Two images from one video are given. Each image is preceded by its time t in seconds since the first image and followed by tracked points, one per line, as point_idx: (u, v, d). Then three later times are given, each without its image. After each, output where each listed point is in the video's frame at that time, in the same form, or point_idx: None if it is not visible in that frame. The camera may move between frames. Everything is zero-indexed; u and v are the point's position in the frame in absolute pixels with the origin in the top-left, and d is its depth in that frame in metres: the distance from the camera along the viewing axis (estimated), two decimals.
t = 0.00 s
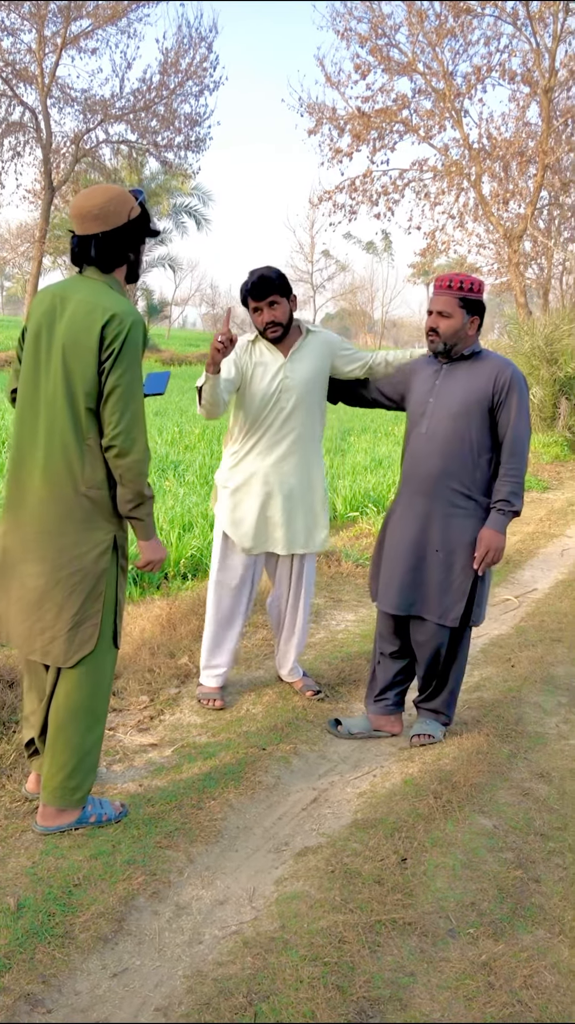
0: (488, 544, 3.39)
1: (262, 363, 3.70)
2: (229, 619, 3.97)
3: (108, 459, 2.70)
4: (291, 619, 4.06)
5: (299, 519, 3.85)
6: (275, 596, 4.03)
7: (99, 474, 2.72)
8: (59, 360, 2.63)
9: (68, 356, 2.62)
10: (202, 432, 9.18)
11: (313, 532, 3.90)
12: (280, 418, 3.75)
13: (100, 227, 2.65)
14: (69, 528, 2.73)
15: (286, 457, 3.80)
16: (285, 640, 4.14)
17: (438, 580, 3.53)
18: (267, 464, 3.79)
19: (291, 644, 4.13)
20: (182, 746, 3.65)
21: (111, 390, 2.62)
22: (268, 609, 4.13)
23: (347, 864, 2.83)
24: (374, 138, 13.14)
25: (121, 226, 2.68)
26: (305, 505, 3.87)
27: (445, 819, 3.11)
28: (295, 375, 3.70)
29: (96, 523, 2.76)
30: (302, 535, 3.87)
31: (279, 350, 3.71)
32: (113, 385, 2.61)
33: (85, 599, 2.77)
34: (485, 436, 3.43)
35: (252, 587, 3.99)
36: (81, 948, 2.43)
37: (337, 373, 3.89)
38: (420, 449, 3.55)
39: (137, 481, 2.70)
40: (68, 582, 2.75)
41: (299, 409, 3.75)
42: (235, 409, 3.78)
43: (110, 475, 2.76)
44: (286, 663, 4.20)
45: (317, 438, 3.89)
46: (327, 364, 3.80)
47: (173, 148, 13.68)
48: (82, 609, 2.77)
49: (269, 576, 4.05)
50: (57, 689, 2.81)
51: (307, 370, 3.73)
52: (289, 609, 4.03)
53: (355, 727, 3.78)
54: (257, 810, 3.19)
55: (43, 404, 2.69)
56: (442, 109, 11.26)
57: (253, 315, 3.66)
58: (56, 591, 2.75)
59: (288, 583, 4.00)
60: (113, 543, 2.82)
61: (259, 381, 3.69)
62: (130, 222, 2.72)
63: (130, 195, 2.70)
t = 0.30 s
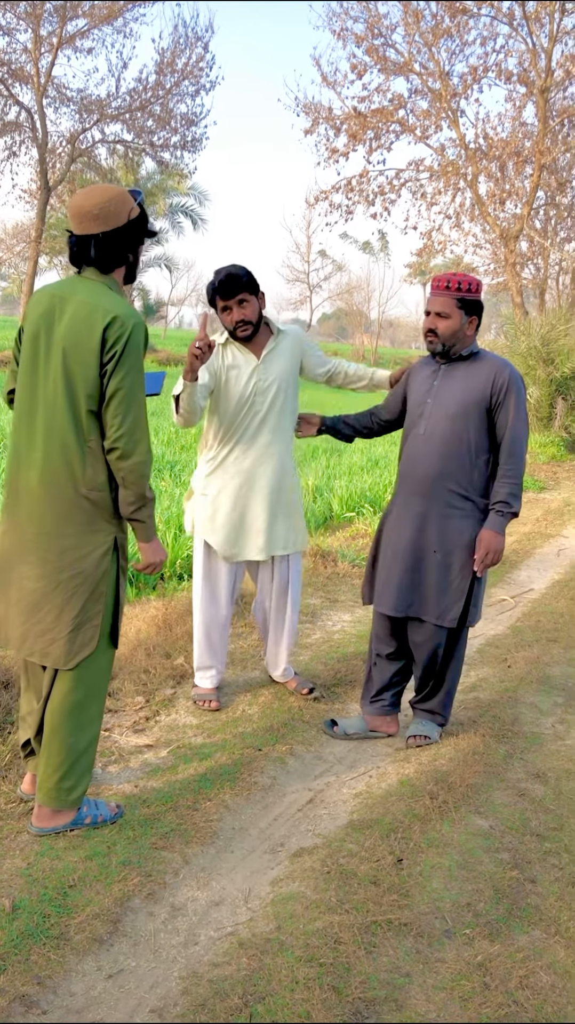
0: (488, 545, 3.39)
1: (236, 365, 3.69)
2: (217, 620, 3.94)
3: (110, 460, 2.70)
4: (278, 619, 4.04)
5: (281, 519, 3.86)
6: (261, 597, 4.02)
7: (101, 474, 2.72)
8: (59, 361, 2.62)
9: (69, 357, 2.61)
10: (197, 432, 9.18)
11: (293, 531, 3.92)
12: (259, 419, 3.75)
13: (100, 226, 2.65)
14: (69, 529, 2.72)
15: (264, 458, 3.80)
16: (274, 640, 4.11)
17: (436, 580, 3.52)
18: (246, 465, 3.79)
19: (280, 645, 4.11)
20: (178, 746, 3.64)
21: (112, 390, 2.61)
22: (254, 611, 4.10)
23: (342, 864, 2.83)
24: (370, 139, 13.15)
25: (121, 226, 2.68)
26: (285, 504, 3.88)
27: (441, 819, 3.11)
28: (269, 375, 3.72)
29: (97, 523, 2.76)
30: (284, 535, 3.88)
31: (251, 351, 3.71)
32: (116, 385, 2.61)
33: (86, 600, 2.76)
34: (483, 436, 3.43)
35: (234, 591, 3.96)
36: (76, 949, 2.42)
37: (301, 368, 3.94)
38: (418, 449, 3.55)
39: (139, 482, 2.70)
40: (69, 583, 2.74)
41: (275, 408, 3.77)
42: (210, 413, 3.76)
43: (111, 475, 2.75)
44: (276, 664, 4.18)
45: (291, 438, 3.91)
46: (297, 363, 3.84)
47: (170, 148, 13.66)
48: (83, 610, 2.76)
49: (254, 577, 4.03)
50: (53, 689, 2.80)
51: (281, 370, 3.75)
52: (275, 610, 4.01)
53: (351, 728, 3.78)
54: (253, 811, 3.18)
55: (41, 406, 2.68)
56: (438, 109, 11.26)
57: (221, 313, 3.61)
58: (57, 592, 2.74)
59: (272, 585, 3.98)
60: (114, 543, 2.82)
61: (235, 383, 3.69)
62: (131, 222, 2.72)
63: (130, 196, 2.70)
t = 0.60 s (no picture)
0: (479, 546, 3.38)
1: (232, 365, 3.70)
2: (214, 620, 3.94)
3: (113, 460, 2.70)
4: (269, 618, 4.03)
5: (278, 519, 3.86)
6: (251, 596, 4.01)
7: (104, 475, 2.72)
8: (62, 361, 2.61)
9: (72, 357, 2.60)
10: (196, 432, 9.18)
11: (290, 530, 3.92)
12: (256, 419, 3.75)
13: (103, 225, 2.65)
14: (72, 530, 2.72)
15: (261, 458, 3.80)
16: (264, 640, 4.10)
17: (433, 580, 3.52)
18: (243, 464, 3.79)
19: (273, 644, 4.10)
20: (176, 746, 3.64)
21: (115, 390, 2.61)
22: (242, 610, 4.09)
23: (341, 863, 2.83)
24: (369, 138, 13.14)
25: (124, 225, 2.68)
26: (282, 504, 3.88)
27: (440, 819, 3.11)
28: (265, 374, 3.72)
29: (100, 524, 2.76)
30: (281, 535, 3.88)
31: (248, 351, 3.71)
32: (120, 385, 2.60)
33: (89, 600, 2.76)
34: (481, 437, 3.42)
35: (233, 591, 3.96)
36: (75, 949, 2.42)
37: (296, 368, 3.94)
38: (417, 449, 3.55)
39: (142, 482, 2.68)
40: (72, 584, 2.74)
41: (272, 408, 3.78)
42: (207, 413, 3.76)
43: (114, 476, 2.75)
44: (270, 663, 4.17)
45: (287, 438, 3.91)
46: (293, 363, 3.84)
47: (168, 147, 13.65)
48: (86, 611, 2.76)
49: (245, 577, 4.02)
50: (53, 691, 2.80)
51: (278, 369, 3.76)
52: (265, 609, 4.02)
53: (350, 727, 3.77)
54: (252, 810, 3.18)
55: (43, 406, 2.68)
56: (437, 108, 11.26)
57: (218, 313, 3.60)
58: (59, 592, 2.74)
59: (263, 583, 3.98)
60: (116, 544, 2.81)
61: (232, 383, 3.69)
62: (132, 221, 2.72)
63: (133, 195, 2.71)
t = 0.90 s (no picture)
0: (481, 545, 3.36)
1: (233, 365, 3.69)
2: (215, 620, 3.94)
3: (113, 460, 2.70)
4: (272, 619, 4.03)
5: (279, 519, 3.85)
6: (255, 596, 4.00)
7: (104, 475, 2.71)
8: (63, 361, 2.61)
9: (74, 357, 2.60)
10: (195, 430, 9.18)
11: (290, 529, 3.91)
12: (257, 419, 3.75)
13: (105, 225, 2.64)
14: (72, 530, 2.71)
15: (262, 457, 3.80)
16: (267, 641, 4.10)
17: (434, 580, 3.52)
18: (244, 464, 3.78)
19: (275, 644, 4.10)
20: (176, 745, 3.64)
21: (117, 391, 2.60)
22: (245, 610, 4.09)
23: (341, 862, 2.82)
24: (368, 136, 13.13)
25: (125, 224, 2.67)
26: (283, 504, 3.88)
27: (440, 817, 3.11)
28: (266, 373, 3.72)
29: (100, 524, 2.75)
30: (282, 534, 3.87)
31: (248, 349, 3.71)
32: (121, 386, 2.60)
33: (89, 601, 2.76)
34: (481, 436, 3.42)
35: (234, 592, 3.95)
36: (75, 948, 2.42)
37: (295, 369, 3.94)
38: (418, 449, 3.55)
39: (142, 483, 2.68)
40: (73, 584, 2.73)
41: (272, 407, 3.77)
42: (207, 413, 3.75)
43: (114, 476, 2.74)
44: (270, 663, 4.16)
45: (288, 438, 3.90)
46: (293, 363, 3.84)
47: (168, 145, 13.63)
48: (87, 611, 2.76)
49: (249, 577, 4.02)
50: (53, 691, 2.80)
51: (278, 369, 3.75)
52: (268, 610, 4.01)
53: (349, 725, 3.77)
54: (252, 809, 3.18)
55: (44, 406, 2.67)
56: (436, 106, 11.25)
57: (219, 310, 3.59)
58: (59, 593, 2.73)
59: (267, 584, 3.98)
60: (116, 544, 2.81)
61: (232, 382, 3.69)
62: (134, 220, 2.71)
63: (134, 194, 2.70)
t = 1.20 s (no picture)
0: (479, 544, 3.35)
1: (233, 365, 3.69)
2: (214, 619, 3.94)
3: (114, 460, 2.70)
4: (271, 619, 4.03)
5: (278, 519, 3.85)
6: (254, 596, 4.00)
7: (105, 475, 2.71)
8: (64, 361, 2.61)
9: (75, 358, 2.60)
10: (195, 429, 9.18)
11: (290, 529, 3.91)
12: (257, 419, 3.74)
13: (105, 225, 2.64)
14: (73, 529, 2.71)
15: (262, 457, 3.79)
16: (267, 641, 4.11)
17: (434, 580, 3.52)
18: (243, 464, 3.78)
19: (274, 644, 4.10)
20: (176, 744, 3.64)
21: (118, 391, 2.60)
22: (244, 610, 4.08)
23: (341, 861, 2.82)
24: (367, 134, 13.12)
25: (126, 224, 2.67)
26: (282, 504, 3.87)
27: (440, 816, 3.11)
28: (265, 373, 3.72)
29: (100, 523, 2.75)
30: (281, 534, 3.87)
31: (248, 349, 3.70)
32: (122, 386, 2.59)
33: (88, 601, 2.76)
34: (484, 437, 3.42)
35: (234, 590, 3.94)
36: (75, 947, 2.42)
37: (293, 369, 3.94)
38: (421, 449, 3.55)
39: (143, 482, 2.68)
40: (74, 584, 2.73)
41: (272, 407, 3.77)
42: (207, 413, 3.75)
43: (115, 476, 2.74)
44: (269, 663, 4.16)
45: (288, 438, 3.90)
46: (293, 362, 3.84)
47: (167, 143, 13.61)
48: (87, 611, 2.75)
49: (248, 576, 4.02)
50: (54, 691, 2.80)
51: (278, 369, 3.75)
52: (267, 609, 4.01)
53: (349, 724, 3.77)
54: (252, 807, 3.18)
55: (45, 406, 2.67)
56: (436, 104, 11.25)
57: (218, 308, 3.58)
58: (58, 593, 2.73)
59: (266, 583, 3.98)
60: (117, 543, 2.81)
61: (232, 382, 3.69)
62: (134, 220, 2.70)
63: (134, 193, 2.69)
